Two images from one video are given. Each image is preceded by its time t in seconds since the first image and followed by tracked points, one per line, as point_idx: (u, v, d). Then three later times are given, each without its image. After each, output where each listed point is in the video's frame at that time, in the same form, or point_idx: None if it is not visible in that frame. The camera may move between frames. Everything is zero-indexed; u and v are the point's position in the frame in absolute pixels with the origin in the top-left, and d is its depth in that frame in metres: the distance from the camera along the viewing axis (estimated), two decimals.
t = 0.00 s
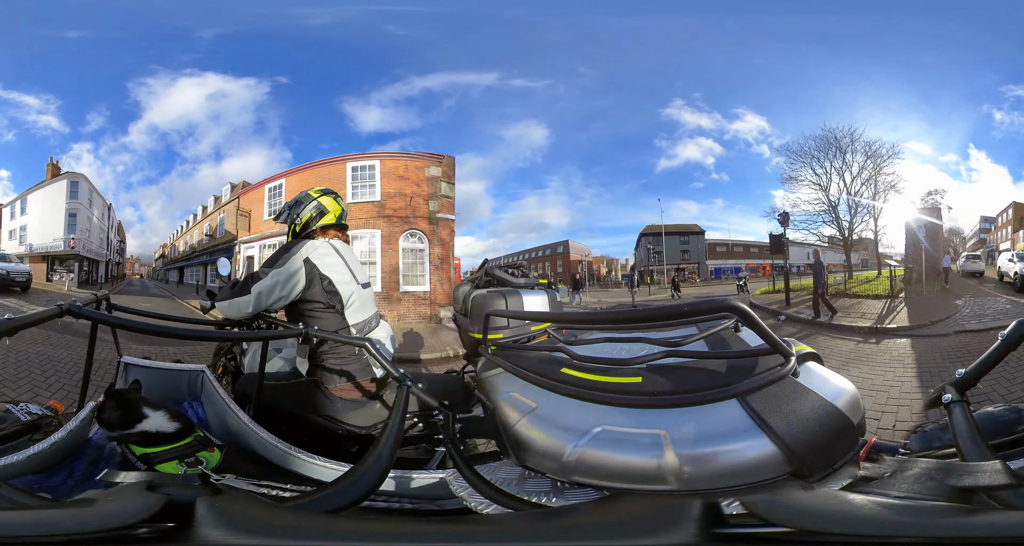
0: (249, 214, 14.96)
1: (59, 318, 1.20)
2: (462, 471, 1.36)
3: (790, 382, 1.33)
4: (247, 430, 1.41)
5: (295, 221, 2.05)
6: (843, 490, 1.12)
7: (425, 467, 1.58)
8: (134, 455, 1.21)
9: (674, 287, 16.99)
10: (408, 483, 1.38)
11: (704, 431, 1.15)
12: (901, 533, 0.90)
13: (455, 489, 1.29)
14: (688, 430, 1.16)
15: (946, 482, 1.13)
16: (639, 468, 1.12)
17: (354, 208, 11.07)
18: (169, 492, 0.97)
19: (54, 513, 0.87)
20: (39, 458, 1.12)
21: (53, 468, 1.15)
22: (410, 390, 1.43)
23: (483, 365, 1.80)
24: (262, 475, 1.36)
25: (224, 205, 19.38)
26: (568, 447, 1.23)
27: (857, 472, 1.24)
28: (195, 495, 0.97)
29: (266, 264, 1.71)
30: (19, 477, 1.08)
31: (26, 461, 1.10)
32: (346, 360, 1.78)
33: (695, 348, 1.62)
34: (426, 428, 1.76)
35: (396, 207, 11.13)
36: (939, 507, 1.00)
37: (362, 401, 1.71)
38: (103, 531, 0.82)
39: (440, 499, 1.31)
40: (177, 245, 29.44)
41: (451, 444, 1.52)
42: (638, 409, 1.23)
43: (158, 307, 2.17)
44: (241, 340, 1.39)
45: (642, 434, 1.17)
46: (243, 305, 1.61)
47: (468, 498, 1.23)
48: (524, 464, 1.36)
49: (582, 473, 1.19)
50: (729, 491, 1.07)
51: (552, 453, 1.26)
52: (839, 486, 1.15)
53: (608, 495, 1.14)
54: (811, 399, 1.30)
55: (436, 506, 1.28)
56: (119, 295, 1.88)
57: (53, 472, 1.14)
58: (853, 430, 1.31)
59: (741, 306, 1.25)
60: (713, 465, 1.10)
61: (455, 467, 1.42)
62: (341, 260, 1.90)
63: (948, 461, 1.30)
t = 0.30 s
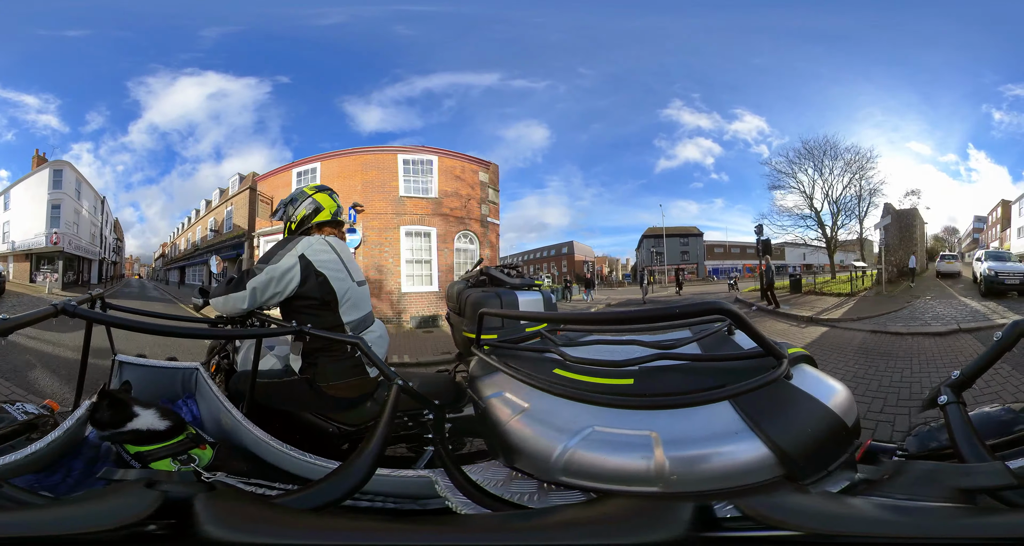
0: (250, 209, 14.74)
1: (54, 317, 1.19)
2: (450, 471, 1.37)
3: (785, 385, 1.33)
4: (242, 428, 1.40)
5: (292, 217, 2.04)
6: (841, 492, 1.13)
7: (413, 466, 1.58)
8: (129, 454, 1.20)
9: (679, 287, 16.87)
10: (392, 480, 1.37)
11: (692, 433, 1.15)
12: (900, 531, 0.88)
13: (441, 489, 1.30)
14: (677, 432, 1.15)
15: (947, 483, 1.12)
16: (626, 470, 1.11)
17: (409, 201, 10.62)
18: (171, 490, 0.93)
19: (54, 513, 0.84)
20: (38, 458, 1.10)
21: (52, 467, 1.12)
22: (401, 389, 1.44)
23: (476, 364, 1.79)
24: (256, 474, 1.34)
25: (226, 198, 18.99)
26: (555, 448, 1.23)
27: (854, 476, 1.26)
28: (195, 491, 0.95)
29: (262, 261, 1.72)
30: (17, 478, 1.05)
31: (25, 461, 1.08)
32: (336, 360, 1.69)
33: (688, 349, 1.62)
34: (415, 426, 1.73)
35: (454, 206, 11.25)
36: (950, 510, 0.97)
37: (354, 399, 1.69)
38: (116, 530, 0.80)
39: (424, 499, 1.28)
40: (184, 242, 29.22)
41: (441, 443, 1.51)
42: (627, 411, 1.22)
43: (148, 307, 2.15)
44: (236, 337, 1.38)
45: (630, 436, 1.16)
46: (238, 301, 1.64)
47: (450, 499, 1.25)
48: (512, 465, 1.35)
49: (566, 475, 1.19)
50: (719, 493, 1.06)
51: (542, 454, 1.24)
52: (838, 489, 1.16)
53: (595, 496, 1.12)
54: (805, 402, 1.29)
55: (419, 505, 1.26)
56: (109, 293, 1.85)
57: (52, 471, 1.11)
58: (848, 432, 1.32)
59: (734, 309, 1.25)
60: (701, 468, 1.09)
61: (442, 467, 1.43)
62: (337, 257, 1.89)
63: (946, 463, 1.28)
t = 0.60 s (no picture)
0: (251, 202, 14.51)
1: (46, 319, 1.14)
2: (444, 467, 1.31)
3: (776, 383, 1.33)
4: (235, 426, 1.40)
5: (286, 213, 2.05)
6: (827, 492, 1.10)
7: (408, 466, 1.58)
8: (119, 455, 1.19)
9: (681, 286, 16.97)
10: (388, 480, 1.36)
11: (685, 431, 1.13)
12: (885, 534, 0.90)
13: (438, 488, 1.29)
14: (673, 429, 1.14)
15: (932, 483, 1.13)
16: (622, 468, 1.10)
17: (469, 205, 10.88)
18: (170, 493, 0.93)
19: (52, 513, 0.83)
20: (36, 458, 1.02)
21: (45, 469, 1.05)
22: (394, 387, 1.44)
23: (473, 361, 1.79)
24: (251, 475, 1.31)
25: (229, 190, 18.70)
26: (554, 445, 1.21)
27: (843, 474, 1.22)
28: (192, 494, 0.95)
29: (255, 257, 1.71)
30: (12, 479, 0.98)
31: (22, 462, 1.00)
32: (333, 354, 1.84)
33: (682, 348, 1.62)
34: (412, 426, 1.77)
35: (504, 215, 12.05)
36: (931, 511, 0.98)
37: (349, 397, 1.70)
38: (123, 530, 0.79)
39: (419, 498, 1.30)
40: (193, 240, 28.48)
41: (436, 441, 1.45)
42: (624, 409, 1.20)
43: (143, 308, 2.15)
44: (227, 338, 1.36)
45: (626, 433, 1.15)
46: (232, 298, 1.60)
47: (449, 498, 1.23)
48: (508, 462, 1.33)
49: (568, 473, 1.17)
50: (708, 491, 1.06)
51: (539, 454, 1.23)
52: (825, 488, 1.12)
53: (592, 495, 1.12)
54: (799, 402, 1.29)
55: (415, 504, 1.28)
56: (104, 294, 1.85)
57: (46, 474, 1.03)
58: (837, 431, 1.30)
59: (730, 308, 1.25)
60: (696, 466, 1.08)
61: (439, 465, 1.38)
62: (332, 254, 1.89)
63: (937, 465, 1.28)
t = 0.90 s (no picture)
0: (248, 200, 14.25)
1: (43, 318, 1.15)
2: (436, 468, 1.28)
3: (770, 385, 1.30)
4: (228, 427, 1.38)
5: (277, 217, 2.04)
6: (828, 491, 1.09)
7: (401, 467, 1.54)
8: (108, 454, 1.18)
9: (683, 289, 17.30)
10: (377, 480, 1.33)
11: (682, 433, 1.10)
12: (893, 533, 0.89)
13: (430, 489, 1.27)
14: (670, 431, 1.10)
15: (931, 482, 1.12)
16: (617, 471, 1.07)
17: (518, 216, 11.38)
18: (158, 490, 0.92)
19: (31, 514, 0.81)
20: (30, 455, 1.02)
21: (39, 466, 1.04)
22: (388, 390, 1.42)
23: (465, 364, 1.77)
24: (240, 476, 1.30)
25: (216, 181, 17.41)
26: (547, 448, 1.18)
27: (843, 473, 1.20)
28: (179, 494, 0.93)
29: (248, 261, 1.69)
30: (5, 476, 0.96)
31: (16, 459, 0.99)
32: (326, 356, 1.79)
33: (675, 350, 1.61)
34: (404, 427, 1.76)
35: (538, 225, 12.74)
36: (924, 513, 0.96)
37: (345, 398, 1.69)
38: (96, 531, 0.76)
39: (407, 498, 1.28)
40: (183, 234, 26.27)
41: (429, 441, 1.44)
42: (610, 411, 1.17)
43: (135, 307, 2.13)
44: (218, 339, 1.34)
45: (621, 436, 1.12)
46: (223, 305, 1.59)
47: (438, 498, 1.22)
48: (501, 463, 1.31)
49: (562, 475, 1.14)
50: (708, 492, 1.03)
51: (530, 455, 1.20)
52: (825, 489, 1.11)
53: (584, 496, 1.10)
54: (794, 402, 1.26)
55: (402, 505, 1.26)
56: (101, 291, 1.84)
57: (39, 471, 1.03)
58: (836, 432, 1.26)
59: (722, 310, 1.23)
60: (693, 469, 1.05)
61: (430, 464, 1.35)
62: (325, 258, 1.88)
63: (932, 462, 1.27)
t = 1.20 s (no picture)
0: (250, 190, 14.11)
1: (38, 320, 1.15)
2: (441, 469, 1.29)
3: (768, 380, 1.26)
4: (226, 431, 1.40)
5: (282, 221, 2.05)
6: (814, 491, 1.07)
7: (404, 467, 1.52)
8: (101, 458, 1.17)
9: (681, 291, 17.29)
10: (382, 481, 1.31)
11: (676, 428, 1.07)
12: (869, 531, 0.91)
13: (436, 489, 1.24)
14: (665, 427, 1.07)
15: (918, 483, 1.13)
16: (610, 468, 1.05)
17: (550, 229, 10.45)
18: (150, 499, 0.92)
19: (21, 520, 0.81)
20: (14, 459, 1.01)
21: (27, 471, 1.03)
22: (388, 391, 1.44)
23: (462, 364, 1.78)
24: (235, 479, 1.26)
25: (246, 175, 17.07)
26: (541, 443, 1.16)
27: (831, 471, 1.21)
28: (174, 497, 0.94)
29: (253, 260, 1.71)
30: None
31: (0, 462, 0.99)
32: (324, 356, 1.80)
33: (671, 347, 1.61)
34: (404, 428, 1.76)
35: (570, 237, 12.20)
36: (904, 512, 0.98)
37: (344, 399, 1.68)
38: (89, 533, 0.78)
39: (417, 498, 1.24)
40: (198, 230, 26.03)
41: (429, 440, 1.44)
42: (608, 407, 1.16)
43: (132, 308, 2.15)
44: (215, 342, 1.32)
45: (614, 432, 1.10)
46: (230, 302, 1.60)
47: (449, 498, 1.20)
48: (502, 460, 1.28)
49: (556, 472, 1.12)
50: (702, 489, 1.02)
51: (527, 451, 1.18)
52: (812, 486, 1.09)
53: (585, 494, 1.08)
54: (787, 399, 1.21)
55: (412, 504, 1.22)
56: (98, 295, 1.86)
57: (28, 474, 1.02)
58: (829, 427, 1.24)
59: (717, 306, 1.20)
60: (687, 465, 1.02)
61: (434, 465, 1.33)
62: (326, 258, 1.89)
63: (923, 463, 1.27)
